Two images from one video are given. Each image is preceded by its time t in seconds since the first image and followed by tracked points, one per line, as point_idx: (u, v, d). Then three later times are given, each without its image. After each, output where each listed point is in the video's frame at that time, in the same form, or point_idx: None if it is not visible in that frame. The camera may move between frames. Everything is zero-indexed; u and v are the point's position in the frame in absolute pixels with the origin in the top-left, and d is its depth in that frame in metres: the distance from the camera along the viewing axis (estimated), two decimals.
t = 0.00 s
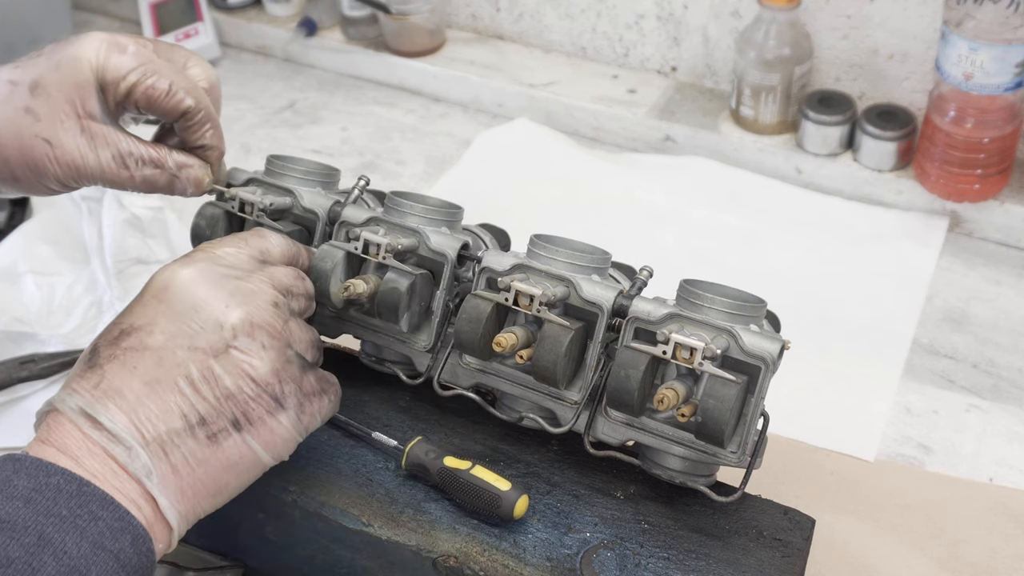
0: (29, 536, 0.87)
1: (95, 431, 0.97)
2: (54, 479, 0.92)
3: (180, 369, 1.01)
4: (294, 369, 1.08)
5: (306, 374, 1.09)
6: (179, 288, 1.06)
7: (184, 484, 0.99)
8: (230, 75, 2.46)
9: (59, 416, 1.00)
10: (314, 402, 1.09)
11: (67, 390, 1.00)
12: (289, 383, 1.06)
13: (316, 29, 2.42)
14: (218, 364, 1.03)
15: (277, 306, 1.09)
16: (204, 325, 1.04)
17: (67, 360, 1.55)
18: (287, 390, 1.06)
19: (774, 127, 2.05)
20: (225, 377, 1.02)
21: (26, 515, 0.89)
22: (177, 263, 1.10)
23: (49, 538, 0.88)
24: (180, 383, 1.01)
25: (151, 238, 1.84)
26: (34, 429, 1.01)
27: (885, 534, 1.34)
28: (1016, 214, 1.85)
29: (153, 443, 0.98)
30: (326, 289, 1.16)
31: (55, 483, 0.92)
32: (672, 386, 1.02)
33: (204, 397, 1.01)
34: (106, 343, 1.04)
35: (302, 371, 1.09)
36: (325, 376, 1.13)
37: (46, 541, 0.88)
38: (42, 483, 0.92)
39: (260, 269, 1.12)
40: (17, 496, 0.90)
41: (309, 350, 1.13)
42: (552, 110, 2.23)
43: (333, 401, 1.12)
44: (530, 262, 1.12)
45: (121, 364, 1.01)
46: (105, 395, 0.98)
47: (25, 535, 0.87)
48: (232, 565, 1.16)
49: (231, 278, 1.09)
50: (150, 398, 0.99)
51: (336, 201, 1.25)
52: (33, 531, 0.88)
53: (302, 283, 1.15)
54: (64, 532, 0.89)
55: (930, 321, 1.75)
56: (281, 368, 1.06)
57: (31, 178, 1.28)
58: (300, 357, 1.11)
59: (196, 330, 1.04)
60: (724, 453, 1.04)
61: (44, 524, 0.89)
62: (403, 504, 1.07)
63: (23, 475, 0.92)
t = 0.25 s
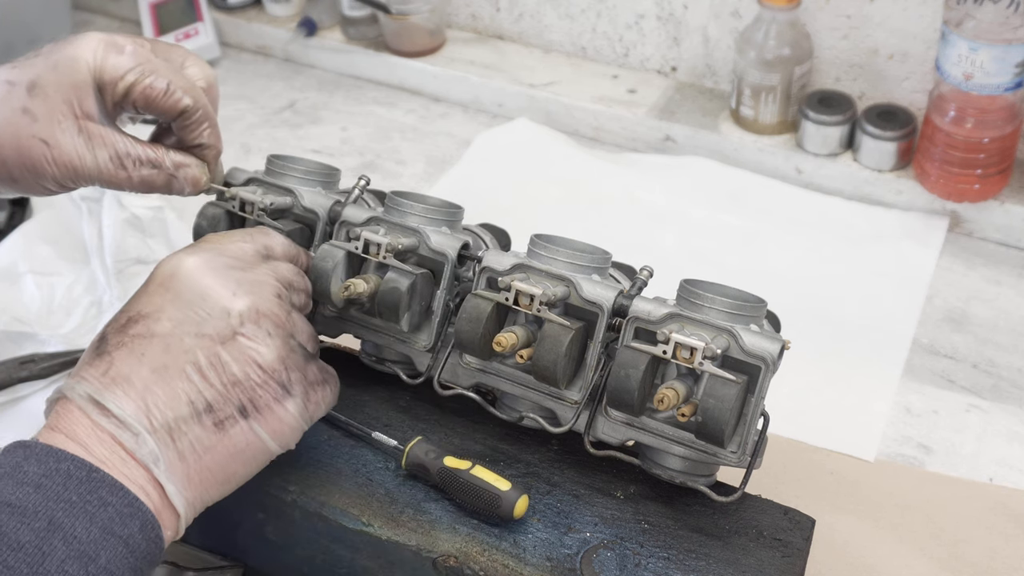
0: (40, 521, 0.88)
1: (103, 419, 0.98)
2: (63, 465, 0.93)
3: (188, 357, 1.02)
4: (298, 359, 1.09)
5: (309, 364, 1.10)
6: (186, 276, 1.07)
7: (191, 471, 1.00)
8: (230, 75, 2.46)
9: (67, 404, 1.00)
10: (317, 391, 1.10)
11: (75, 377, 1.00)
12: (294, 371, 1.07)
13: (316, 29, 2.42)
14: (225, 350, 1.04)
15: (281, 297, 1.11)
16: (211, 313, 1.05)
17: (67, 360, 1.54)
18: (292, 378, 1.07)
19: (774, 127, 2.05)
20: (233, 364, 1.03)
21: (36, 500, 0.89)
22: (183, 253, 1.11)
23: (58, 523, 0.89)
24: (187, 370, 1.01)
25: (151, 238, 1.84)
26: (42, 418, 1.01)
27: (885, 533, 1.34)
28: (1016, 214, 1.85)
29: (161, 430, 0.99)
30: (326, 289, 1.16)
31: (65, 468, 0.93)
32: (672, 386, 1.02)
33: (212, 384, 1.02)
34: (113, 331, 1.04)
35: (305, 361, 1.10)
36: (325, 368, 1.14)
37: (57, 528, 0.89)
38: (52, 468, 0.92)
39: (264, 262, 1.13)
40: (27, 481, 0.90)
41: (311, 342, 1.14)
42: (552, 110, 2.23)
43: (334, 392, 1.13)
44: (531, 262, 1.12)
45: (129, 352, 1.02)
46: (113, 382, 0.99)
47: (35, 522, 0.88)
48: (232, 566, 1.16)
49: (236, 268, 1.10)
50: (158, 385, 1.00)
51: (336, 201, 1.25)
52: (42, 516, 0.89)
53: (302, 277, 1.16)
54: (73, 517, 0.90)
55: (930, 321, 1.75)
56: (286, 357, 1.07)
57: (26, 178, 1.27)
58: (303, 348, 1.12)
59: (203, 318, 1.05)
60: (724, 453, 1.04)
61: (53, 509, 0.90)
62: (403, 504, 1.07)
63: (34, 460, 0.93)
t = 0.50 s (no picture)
0: (45, 522, 0.88)
1: (107, 422, 0.97)
2: (67, 466, 0.93)
3: (194, 359, 1.02)
4: (301, 361, 1.09)
5: (312, 366, 1.10)
6: (190, 278, 1.06)
7: (196, 474, 1.00)
8: (230, 75, 2.46)
9: (71, 405, 1.00)
10: (320, 393, 1.10)
11: (79, 378, 1.00)
12: (298, 374, 1.07)
13: (316, 29, 2.42)
14: (231, 353, 1.03)
15: (285, 299, 1.10)
16: (215, 316, 1.05)
17: (67, 360, 1.54)
18: (296, 381, 1.07)
19: (774, 127, 2.05)
20: (238, 367, 1.03)
21: (42, 500, 0.90)
22: (186, 253, 1.10)
23: (63, 524, 0.89)
24: (192, 373, 1.01)
25: (151, 238, 1.84)
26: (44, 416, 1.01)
27: (885, 534, 1.34)
28: (1016, 214, 1.85)
29: (166, 433, 0.98)
30: (326, 289, 1.16)
31: (70, 469, 0.93)
32: (672, 386, 1.02)
33: (217, 388, 1.02)
34: (117, 332, 1.04)
35: (307, 363, 1.10)
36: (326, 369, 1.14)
37: (61, 529, 0.89)
38: (57, 468, 0.92)
39: (267, 263, 1.13)
40: (33, 481, 0.91)
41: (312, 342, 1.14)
42: (552, 110, 2.23)
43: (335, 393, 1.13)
44: (530, 262, 1.12)
45: (133, 354, 1.01)
46: (117, 384, 0.99)
47: (40, 523, 0.88)
48: (233, 566, 1.16)
49: (240, 269, 1.09)
50: (164, 388, 1.00)
51: (336, 201, 1.25)
52: (47, 517, 0.89)
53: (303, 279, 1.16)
54: (78, 518, 0.90)
55: (930, 321, 1.75)
56: (290, 360, 1.07)
57: (24, 178, 1.28)
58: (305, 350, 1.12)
59: (207, 320, 1.05)
60: (724, 453, 1.04)
61: (58, 510, 0.90)
62: (403, 504, 1.07)
63: (39, 460, 0.93)
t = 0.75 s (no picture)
0: (42, 528, 0.88)
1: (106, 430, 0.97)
2: (64, 472, 0.93)
3: (194, 371, 1.02)
4: (301, 376, 1.09)
5: (310, 381, 1.10)
6: (193, 289, 1.07)
7: (192, 485, 1.00)
8: (230, 75, 2.46)
9: (70, 410, 1.00)
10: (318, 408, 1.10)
11: (79, 384, 1.00)
12: (298, 389, 1.07)
13: (316, 29, 2.42)
14: (232, 366, 1.03)
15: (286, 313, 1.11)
16: (217, 328, 1.05)
17: (67, 360, 1.54)
18: (296, 396, 1.07)
19: (774, 127, 2.05)
20: (238, 380, 1.03)
21: (39, 506, 0.90)
22: (190, 264, 1.10)
23: (60, 531, 0.89)
24: (192, 385, 1.01)
25: (151, 238, 1.84)
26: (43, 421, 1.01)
27: (885, 534, 1.34)
28: (1016, 214, 1.85)
29: (164, 443, 0.98)
30: (326, 289, 1.16)
31: (67, 475, 0.93)
32: (672, 386, 1.02)
33: (216, 400, 1.02)
34: (117, 339, 1.04)
35: (306, 377, 1.09)
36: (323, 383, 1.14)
37: (57, 536, 0.89)
38: (54, 474, 0.92)
39: (270, 274, 1.13)
40: (31, 486, 0.91)
41: (310, 355, 1.14)
42: (552, 110, 2.23)
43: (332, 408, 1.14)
44: (530, 262, 1.12)
45: (134, 363, 1.01)
46: (116, 393, 0.99)
47: (36, 529, 0.88)
48: (233, 566, 1.16)
49: (243, 281, 1.09)
50: (163, 399, 1.00)
51: (336, 201, 1.25)
52: (44, 523, 0.89)
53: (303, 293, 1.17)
54: (75, 525, 0.90)
55: (930, 321, 1.75)
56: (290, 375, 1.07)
57: (7, 182, 1.28)
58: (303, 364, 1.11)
59: (209, 332, 1.05)
60: (724, 453, 1.04)
61: (54, 517, 0.90)
62: (403, 504, 1.07)
63: (37, 465, 0.93)
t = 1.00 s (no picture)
0: (30, 530, 0.88)
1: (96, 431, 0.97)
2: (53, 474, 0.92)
3: (183, 373, 1.01)
4: (294, 376, 1.08)
5: (303, 380, 1.09)
6: (184, 288, 1.05)
7: (183, 487, 1.00)
8: (230, 75, 2.46)
9: (60, 411, 0.99)
10: (312, 408, 1.09)
11: (68, 386, 0.99)
12: (290, 391, 1.06)
13: (316, 29, 2.42)
14: (222, 369, 1.02)
15: (279, 312, 1.09)
16: (208, 330, 1.03)
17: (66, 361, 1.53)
18: (289, 397, 1.06)
19: (774, 127, 2.05)
20: (229, 382, 1.02)
21: (28, 507, 0.89)
22: (182, 262, 1.08)
23: (49, 532, 0.88)
24: (183, 387, 1.00)
25: (151, 238, 1.84)
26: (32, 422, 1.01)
27: (885, 534, 1.34)
28: (1016, 214, 1.85)
29: (154, 446, 0.98)
30: (326, 289, 1.16)
31: (57, 476, 0.92)
32: (672, 386, 1.02)
33: (207, 403, 1.01)
34: (108, 340, 1.03)
35: (299, 378, 1.08)
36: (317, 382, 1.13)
37: (46, 537, 0.88)
38: (43, 475, 0.92)
39: (263, 271, 1.12)
40: (19, 488, 0.90)
41: (304, 355, 1.13)
42: (552, 110, 2.23)
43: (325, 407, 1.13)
44: (530, 262, 1.12)
45: (125, 364, 1.00)
46: (107, 394, 0.98)
47: (25, 531, 0.88)
48: (233, 566, 1.16)
49: (236, 280, 1.08)
50: (153, 402, 0.99)
51: (336, 201, 1.25)
52: (33, 524, 0.88)
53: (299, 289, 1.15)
54: (64, 526, 0.90)
55: (930, 321, 1.75)
56: (283, 375, 1.06)
57: None
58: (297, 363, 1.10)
59: (199, 333, 1.03)
60: (724, 453, 1.04)
61: (43, 518, 0.89)
62: (403, 504, 1.07)
63: (26, 467, 0.92)
